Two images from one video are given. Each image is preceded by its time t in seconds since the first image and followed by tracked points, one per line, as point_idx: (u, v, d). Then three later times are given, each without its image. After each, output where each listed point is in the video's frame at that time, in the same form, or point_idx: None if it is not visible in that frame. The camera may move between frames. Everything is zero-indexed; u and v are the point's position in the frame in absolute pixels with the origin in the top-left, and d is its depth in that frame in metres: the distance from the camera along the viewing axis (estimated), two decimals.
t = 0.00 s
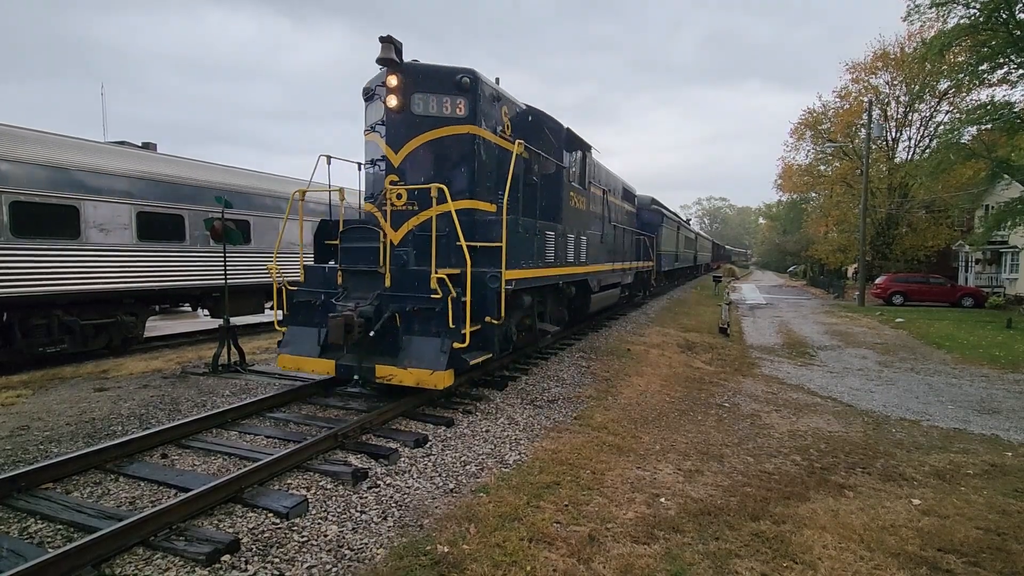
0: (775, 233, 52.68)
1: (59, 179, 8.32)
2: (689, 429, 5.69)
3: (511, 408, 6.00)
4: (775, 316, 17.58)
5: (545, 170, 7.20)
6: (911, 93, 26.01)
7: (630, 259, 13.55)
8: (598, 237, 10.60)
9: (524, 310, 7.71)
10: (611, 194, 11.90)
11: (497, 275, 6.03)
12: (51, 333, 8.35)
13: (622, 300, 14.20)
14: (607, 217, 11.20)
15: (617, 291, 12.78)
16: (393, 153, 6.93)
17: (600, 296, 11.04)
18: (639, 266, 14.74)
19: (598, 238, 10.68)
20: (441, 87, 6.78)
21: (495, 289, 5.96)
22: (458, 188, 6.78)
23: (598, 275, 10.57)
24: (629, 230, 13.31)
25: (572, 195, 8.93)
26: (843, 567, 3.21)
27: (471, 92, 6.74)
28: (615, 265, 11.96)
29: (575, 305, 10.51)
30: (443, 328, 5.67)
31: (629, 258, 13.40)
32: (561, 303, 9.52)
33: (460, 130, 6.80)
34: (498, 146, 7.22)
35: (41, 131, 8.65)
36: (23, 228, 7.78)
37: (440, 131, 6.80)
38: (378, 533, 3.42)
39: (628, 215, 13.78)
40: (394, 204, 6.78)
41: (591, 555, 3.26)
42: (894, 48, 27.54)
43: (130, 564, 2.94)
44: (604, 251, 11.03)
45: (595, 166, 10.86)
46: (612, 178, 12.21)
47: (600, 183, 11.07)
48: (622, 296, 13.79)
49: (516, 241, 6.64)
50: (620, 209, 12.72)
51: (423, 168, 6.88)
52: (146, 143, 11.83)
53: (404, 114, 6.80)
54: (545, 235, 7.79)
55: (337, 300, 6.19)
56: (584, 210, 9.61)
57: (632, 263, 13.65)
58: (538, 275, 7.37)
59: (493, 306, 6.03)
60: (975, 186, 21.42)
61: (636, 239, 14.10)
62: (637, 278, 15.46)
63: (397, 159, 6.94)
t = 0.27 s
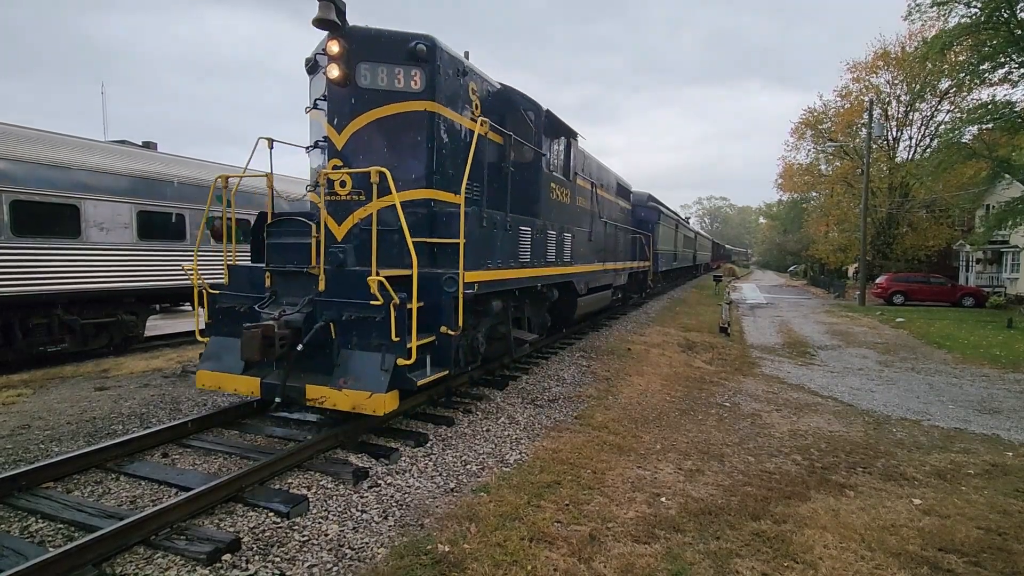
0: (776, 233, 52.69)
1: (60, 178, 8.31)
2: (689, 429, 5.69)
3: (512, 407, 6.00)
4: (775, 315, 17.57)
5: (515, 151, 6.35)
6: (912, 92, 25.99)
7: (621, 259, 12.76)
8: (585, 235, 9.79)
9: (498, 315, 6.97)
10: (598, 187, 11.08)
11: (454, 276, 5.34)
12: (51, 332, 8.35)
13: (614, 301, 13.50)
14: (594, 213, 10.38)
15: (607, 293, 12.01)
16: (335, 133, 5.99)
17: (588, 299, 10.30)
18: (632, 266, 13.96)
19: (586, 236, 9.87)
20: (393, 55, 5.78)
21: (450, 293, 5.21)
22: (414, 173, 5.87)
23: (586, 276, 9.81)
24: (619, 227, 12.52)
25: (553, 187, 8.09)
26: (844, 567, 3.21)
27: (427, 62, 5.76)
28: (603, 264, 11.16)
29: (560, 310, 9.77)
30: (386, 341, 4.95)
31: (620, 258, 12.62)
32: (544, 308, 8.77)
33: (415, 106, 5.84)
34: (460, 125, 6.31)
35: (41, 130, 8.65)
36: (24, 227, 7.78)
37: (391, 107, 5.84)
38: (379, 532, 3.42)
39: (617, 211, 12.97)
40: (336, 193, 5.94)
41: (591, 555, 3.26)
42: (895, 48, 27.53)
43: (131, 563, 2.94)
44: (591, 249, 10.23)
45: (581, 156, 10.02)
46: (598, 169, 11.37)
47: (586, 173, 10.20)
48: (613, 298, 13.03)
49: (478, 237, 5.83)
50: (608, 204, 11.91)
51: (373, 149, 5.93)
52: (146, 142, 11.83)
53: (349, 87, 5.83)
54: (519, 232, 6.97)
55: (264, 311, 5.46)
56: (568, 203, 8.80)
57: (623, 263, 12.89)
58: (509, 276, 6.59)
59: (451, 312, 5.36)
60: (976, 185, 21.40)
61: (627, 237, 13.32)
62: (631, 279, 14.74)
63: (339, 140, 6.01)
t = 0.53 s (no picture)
0: (776, 232, 52.71)
1: (61, 177, 8.32)
2: (690, 428, 5.68)
3: (512, 407, 5.99)
4: (775, 314, 17.57)
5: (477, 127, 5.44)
6: (913, 91, 25.97)
7: (612, 257, 11.89)
8: (569, 231, 8.93)
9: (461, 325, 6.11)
10: (584, 177, 10.20)
11: (392, 280, 4.43)
12: (52, 331, 8.37)
13: (607, 302, 12.77)
14: (579, 206, 9.51)
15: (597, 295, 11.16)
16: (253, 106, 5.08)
17: (574, 302, 9.47)
18: (625, 264, 13.09)
19: (570, 232, 9.01)
20: (324, 12, 4.85)
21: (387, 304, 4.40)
22: (352, 154, 4.96)
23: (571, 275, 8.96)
24: (610, 222, 11.68)
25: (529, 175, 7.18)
26: (845, 567, 3.21)
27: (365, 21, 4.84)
28: (591, 262, 10.30)
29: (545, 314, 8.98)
30: (298, 362, 4.11)
31: (612, 256, 11.76)
32: (523, 313, 7.97)
33: (353, 73, 4.94)
34: (408, 98, 5.40)
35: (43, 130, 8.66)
36: (26, 226, 7.80)
37: (320, 76, 4.93)
38: (380, 531, 3.43)
39: (607, 204, 12.08)
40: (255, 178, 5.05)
41: (592, 554, 3.26)
42: (896, 47, 27.50)
43: (131, 562, 2.93)
44: (577, 246, 9.36)
45: (563, 143, 9.12)
46: (584, 158, 10.47)
47: (570, 161, 9.29)
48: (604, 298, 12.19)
49: (426, 233, 4.93)
50: (597, 197, 11.06)
51: (302, 125, 5.01)
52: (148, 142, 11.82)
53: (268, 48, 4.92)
54: (486, 228, 6.07)
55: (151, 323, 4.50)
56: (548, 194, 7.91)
57: (614, 261, 12.07)
58: (472, 278, 5.70)
59: (386, 323, 4.48)
60: (977, 184, 21.38)
61: (619, 234, 12.46)
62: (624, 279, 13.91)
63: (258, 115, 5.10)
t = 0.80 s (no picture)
0: (777, 232, 52.73)
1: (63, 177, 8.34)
2: (690, 428, 5.68)
3: (513, 406, 6.00)
4: (776, 314, 17.57)
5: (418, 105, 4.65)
6: (914, 91, 25.95)
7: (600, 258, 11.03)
8: (549, 226, 8.08)
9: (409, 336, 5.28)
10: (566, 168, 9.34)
11: (291, 290, 3.68)
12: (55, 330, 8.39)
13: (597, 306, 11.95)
14: (560, 199, 8.67)
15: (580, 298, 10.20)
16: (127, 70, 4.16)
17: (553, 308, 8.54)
18: (615, 265, 12.25)
19: (550, 228, 8.15)
20: None
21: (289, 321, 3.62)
22: (258, 127, 4.09)
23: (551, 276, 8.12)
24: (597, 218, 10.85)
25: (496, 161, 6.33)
26: (845, 567, 3.21)
27: None
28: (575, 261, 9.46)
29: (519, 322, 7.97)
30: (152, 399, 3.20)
31: (599, 255, 10.92)
32: (495, 321, 7.18)
33: (259, 28, 4.05)
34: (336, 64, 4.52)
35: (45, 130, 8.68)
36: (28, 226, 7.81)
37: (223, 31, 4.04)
38: (380, 531, 3.43)
39: (593, 199, 11.23)
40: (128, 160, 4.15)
41: (592, 554, 3.26)
42: (896, 46, 27.48)
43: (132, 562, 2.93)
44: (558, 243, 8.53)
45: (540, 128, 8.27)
46: (565, 146, 9.62)
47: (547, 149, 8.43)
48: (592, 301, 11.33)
49: (347, 230, 4.07)
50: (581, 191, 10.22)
51: (199, 90, 4.12)
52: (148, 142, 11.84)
53: None
54: (439, 225, 5.27)
55: None
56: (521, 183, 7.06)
57: (603, 260, 11.23)
58: (417, 283, 4.88)
59: (282, 344, 3.67)
60: (978, 184, 21.37)
61: (609, 232, 11.63)
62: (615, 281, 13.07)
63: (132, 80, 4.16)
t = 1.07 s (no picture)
0: (778, 231, 52.75)
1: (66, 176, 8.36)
2: (690, 428, 5.68)
3: (513, 406, 6.00)
4: (776, 314, 17.57)
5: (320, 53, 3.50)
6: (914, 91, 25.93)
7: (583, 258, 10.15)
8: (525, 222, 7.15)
9: (338, 353, 4.30)
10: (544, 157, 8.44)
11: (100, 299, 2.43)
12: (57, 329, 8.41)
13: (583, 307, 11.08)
14: (536, 190, 7.77)
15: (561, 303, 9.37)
16: None
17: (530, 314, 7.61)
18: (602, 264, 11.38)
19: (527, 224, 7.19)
20: None
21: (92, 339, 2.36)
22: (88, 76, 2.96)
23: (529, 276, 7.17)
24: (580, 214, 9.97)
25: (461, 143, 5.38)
26: (845, 566, 3.21)
27: None
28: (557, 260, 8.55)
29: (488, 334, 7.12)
30: None
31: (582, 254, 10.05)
32: (460, 335, 6.19)
33: None
34: None
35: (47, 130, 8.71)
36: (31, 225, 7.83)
37: None
38: (380, 530, 3.43)
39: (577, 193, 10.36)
40: None
41: (592, 553, 3.26)
42: (897, 46, 27.45)
43: (132, 561, 2.93)
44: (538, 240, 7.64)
45: (513, 111, 7.39)
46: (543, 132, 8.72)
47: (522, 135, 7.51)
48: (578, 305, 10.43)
49: (268, 220, 3.14)
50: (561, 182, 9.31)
51: (44, 35, 3.03)
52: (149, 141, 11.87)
53: None
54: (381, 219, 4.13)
55: None
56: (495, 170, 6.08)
57: (587, 261, 10.34)
58: (381, 289, 4.11)
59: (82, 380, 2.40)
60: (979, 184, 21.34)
61: (594, 229, 10.78)
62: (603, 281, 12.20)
63: None
